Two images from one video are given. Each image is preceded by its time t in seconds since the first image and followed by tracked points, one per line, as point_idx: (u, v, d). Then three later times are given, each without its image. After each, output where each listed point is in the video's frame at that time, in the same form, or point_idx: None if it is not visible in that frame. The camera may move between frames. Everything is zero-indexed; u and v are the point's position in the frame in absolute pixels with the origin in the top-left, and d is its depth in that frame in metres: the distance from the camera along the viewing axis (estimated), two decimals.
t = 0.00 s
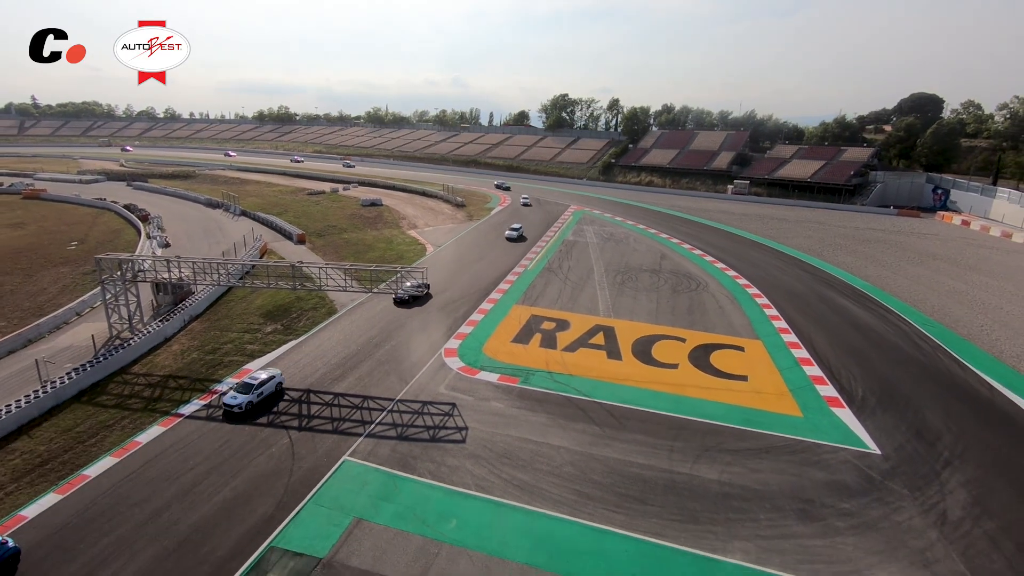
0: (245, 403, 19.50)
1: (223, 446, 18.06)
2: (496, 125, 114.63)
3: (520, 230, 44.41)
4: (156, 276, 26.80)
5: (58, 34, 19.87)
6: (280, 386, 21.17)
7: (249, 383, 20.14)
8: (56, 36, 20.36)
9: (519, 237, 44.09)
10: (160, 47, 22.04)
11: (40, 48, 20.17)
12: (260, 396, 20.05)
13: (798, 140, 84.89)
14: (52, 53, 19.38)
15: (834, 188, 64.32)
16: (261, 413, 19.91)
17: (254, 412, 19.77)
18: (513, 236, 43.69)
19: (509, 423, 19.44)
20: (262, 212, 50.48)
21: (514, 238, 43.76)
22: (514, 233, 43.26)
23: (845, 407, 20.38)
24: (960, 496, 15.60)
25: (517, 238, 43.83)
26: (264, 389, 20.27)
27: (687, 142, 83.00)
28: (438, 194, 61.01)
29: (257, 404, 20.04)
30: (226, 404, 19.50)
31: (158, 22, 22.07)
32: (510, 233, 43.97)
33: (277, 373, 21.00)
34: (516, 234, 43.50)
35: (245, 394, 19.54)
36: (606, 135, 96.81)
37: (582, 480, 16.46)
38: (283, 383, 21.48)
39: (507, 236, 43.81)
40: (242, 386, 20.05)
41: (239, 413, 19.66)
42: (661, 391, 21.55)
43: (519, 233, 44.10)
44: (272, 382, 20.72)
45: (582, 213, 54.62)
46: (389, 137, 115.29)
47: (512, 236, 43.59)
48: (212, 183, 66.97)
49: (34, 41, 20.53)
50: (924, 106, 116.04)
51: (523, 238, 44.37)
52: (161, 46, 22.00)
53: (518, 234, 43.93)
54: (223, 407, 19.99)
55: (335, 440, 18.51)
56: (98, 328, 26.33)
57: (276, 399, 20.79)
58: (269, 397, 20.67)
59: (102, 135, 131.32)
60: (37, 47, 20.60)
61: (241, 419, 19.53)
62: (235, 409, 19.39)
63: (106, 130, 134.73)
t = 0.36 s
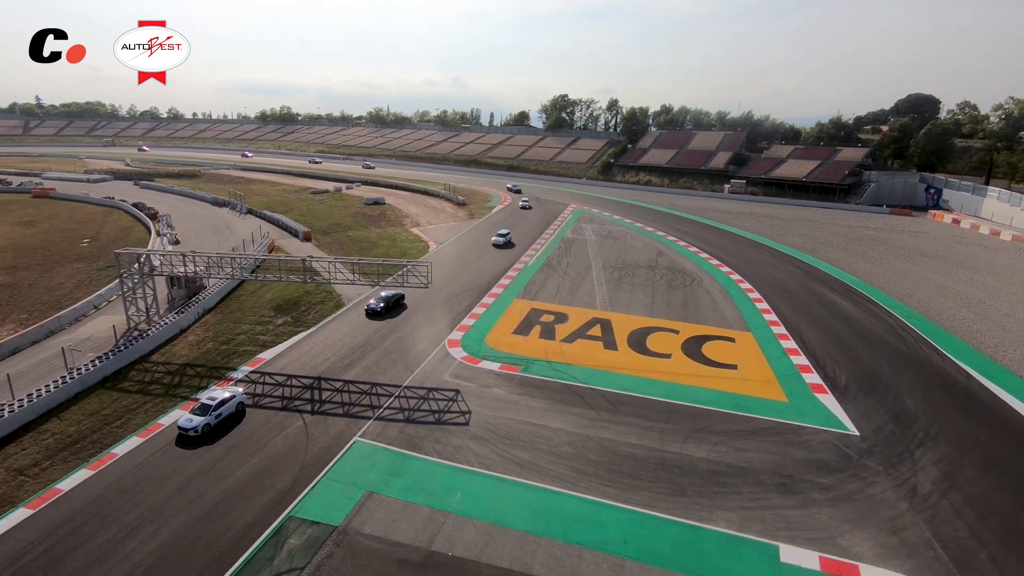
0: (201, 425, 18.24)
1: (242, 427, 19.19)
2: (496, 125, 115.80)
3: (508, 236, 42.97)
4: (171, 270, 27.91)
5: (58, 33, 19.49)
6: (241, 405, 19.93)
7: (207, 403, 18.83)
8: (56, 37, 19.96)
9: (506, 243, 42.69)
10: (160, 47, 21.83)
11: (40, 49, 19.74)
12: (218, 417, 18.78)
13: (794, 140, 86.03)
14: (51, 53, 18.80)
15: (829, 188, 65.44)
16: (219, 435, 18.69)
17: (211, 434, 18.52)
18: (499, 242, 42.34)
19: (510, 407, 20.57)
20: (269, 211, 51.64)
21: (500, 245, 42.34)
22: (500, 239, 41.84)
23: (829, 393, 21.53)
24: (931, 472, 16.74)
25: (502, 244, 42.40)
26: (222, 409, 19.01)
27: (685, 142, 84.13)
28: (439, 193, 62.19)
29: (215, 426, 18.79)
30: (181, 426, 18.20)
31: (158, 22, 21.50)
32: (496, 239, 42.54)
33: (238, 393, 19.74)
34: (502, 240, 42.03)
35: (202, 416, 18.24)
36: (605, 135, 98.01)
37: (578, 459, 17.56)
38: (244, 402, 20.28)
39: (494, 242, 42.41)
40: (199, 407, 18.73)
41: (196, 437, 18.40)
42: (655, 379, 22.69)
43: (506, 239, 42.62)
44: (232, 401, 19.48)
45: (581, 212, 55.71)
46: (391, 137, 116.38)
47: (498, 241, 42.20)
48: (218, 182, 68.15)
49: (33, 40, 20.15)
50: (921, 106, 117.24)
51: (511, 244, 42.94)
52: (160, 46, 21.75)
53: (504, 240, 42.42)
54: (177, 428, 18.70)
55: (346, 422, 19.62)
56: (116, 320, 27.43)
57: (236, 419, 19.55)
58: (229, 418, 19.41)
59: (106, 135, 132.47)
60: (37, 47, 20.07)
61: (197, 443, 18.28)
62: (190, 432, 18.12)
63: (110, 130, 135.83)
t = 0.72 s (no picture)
0: (157, 450, 17.10)
1: (257, 412, 20.31)
2: (497, 125, 117.05)
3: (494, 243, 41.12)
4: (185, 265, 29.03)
5: (58, 34, 19.59)
6: (200, 427, 18.79)
7: (162, 426, 17.68)
8: (56, 36, 20.11)
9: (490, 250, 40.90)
10: (160, 47, 21.67)
11: (41, 47, 19.96)
12: (175, 441, 17.64)
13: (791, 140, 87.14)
14: (51, 54, 19.10)
15: (824, 186, 66.54)
16: (175, 460, 17.55)
17: (167, 460, 17.40)
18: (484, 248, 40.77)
19: (511, 393, 21.71)
20: (274, 209, 52.79)
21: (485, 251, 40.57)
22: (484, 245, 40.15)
23: (813, 380, 22.68)
24: (905, 451, 17.88)
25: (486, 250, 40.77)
26: (180, 432, 17.88)
27: (683, 142, 85.24)
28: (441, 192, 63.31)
29: (171, 450, 17.64)
30: (134, 452, 17.01)
31: (158, 22, 22.06)
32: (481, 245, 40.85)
33: (197, 413, 18.57)
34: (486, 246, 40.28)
35: (157, 440, 17.09)
36: (604, 135, 99.13)
37: (575, 439, 18.70)
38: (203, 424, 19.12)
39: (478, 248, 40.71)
40: (154, 431, 17.57)
41: (151, 462, 17.26)
42: (649, 368, 23.83)
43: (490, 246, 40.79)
44: (190, 423, 18.34)
45: (580, 210, 56.83)
46: (392, 137, 117.50)
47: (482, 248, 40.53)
48: (223, 182, 69.29)
49: (35, 40, 20.38)
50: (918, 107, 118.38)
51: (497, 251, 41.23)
52: (160, 46, 21.68)
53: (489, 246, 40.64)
54: (130, 454, 17.47)
55: (356, 407, 20.75)
56: (133, 312, 28.58)
57: (194, 442, 18.44)
58: (186, 441, 18.26)
59: (110, 134, 133.55)
60: (38, 48, 20.35)
61: (153, 469, 17.10)
62: (144, 458, 16.94)
63: (114, 130, 136.97)
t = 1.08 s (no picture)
0: (113, 477, 16.05)
1: (271, 397, 21.42)
2: (497, 125, 118.28)
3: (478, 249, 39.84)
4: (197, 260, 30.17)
5: (58, 33, 20.65)
6: (162, 450, 17.78)
7: (118, 451, 16.61)
8: (57, 36, 21.16)
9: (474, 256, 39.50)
10: (160, 47, 22.94)
11: (41, 47, 21.00)
12: (133, 467, 16.61)
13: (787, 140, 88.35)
14: (53, 52, 20.14)
15: (819, 186, 67.68)
16: (134, 487, 16.48)
17: (125, 487, 16.33)
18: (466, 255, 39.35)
19: (512, 381, 22.86)
20: (280, 208, 53.96)
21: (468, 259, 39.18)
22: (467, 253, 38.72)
23: (800, 369, 23.83)
24: (882, 433, 19.02)
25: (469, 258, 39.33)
26: (139, 457, 16.86)
27: (681, 142, 86.39)
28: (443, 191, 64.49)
29: (130, 477, 16.58)
30: (88, 481, 15.92)
31: (157, 22, 23.18)
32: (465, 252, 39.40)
33: (157, 435, 17.59)
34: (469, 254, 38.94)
35: (113, 467, 16.05)
36: (603, 135, 100.34)
37: (572, 423, 19.85)
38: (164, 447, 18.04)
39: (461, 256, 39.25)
40: (109, 457, 16.52)
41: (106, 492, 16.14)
42: (643, 358, 24.99)
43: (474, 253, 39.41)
44: (150, 446, 17.34)
45: (579, 209, 57.98)
46: (393, 137, 118.73)
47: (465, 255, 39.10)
48: (228, 181, 70.48)
49: (35, 40, 21.45)
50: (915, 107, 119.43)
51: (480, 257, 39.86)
52: (160, 46, 22.93)
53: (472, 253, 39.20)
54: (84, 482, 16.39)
55: (365, 393, 21.90)
56: (149, 306, 29.72)
57: (153, 467, 17.35)
58: (146, 466, 17.20)
59: (114, 134, 134.79)
60: (38, 47, 21.43)
61: (110, 498, 16.01)
62: (100, 487, 15.88)
63: (118, 130, 138.17)
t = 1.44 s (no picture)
0: (74, 507, 14.89)
1: (284, 384, 22.54)
2: (498, 125, 119.44)
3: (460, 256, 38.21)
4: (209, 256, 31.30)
5: (58, 34, 20.05)
6: (125, 473, 16.80)
7: (77, 478, 15.42)
8: (56, 36, 20.57)
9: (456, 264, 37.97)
10: (160, 47, 22.70)
11: (40, 47, 20.27)
12: (93, 495, 15.46)
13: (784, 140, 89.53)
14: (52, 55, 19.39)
15: (814, 185, 68.82)
16: (95, 517, 15.38)
17: (85, 517, 15.18)
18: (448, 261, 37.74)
19: (513, 369, 24.02)
20: (285, 206, 55.05)
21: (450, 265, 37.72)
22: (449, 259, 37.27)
23: (787, 359, 24.99)
24: (862, 417, 20.18)
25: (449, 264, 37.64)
26: (98, 484, 15.71)
27: (679, 142, 87.50)
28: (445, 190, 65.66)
29: (91, 505, 15.49)
30: (44, 513, 14.63)
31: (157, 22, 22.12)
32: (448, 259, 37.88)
33: (119, 458, 16.58)
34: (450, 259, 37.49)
35: (74, 495, 14.91)
36: (602, 135, 101.49)
37: (570, 407, 21.01)
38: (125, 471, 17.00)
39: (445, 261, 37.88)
40: (67, 485, 15.30)
41: (63, 523, 14.90)
42: (638, 348, 26.16)
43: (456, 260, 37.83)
44: (112, 471, 16.29)
45: (579, 208, 59.08)
46: (395, 137, 119.86)
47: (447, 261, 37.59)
48: (233, 180, 71.57)
49: (34, 41, 20.64)
50: (912, 107, 120.45)
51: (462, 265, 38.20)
52: (160, 46, 22.69)
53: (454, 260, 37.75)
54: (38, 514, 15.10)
55: (374, 380, 23.05)
56: (163, 299, 30.84)
57: (114, 494, 16.25)
58: (107, 493, 16.14)
59: (117, 134, 135.91)
60: (37, 47, 20.79)
61: (72, 529, 14.85)
62: (59, 518, 14.66)
63: (121, 130, 139.21)
